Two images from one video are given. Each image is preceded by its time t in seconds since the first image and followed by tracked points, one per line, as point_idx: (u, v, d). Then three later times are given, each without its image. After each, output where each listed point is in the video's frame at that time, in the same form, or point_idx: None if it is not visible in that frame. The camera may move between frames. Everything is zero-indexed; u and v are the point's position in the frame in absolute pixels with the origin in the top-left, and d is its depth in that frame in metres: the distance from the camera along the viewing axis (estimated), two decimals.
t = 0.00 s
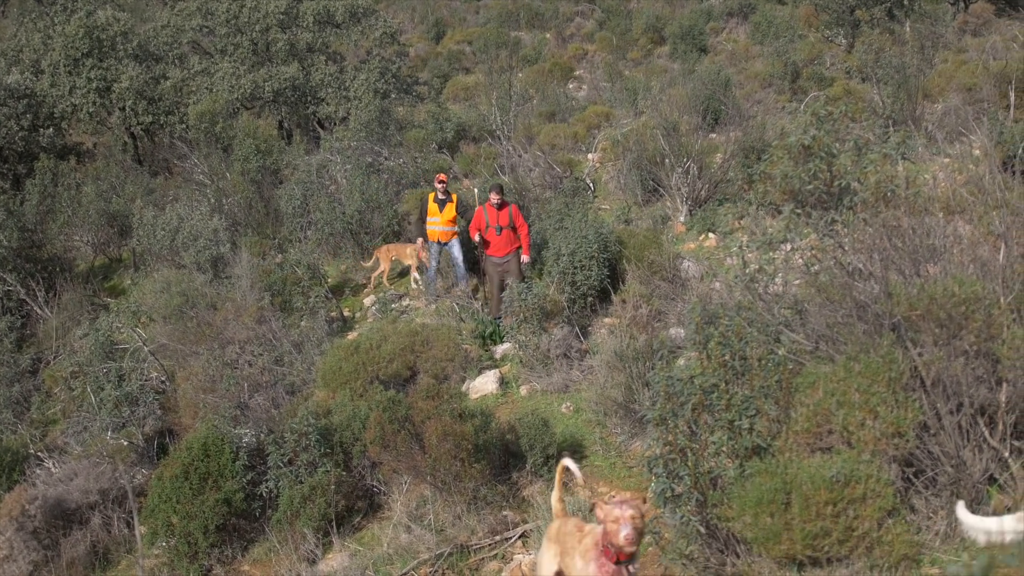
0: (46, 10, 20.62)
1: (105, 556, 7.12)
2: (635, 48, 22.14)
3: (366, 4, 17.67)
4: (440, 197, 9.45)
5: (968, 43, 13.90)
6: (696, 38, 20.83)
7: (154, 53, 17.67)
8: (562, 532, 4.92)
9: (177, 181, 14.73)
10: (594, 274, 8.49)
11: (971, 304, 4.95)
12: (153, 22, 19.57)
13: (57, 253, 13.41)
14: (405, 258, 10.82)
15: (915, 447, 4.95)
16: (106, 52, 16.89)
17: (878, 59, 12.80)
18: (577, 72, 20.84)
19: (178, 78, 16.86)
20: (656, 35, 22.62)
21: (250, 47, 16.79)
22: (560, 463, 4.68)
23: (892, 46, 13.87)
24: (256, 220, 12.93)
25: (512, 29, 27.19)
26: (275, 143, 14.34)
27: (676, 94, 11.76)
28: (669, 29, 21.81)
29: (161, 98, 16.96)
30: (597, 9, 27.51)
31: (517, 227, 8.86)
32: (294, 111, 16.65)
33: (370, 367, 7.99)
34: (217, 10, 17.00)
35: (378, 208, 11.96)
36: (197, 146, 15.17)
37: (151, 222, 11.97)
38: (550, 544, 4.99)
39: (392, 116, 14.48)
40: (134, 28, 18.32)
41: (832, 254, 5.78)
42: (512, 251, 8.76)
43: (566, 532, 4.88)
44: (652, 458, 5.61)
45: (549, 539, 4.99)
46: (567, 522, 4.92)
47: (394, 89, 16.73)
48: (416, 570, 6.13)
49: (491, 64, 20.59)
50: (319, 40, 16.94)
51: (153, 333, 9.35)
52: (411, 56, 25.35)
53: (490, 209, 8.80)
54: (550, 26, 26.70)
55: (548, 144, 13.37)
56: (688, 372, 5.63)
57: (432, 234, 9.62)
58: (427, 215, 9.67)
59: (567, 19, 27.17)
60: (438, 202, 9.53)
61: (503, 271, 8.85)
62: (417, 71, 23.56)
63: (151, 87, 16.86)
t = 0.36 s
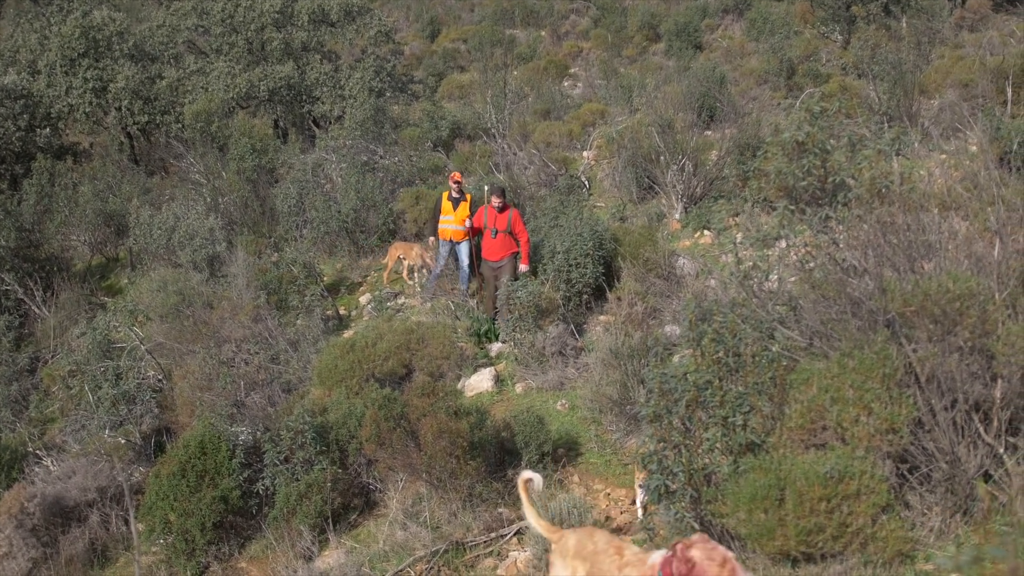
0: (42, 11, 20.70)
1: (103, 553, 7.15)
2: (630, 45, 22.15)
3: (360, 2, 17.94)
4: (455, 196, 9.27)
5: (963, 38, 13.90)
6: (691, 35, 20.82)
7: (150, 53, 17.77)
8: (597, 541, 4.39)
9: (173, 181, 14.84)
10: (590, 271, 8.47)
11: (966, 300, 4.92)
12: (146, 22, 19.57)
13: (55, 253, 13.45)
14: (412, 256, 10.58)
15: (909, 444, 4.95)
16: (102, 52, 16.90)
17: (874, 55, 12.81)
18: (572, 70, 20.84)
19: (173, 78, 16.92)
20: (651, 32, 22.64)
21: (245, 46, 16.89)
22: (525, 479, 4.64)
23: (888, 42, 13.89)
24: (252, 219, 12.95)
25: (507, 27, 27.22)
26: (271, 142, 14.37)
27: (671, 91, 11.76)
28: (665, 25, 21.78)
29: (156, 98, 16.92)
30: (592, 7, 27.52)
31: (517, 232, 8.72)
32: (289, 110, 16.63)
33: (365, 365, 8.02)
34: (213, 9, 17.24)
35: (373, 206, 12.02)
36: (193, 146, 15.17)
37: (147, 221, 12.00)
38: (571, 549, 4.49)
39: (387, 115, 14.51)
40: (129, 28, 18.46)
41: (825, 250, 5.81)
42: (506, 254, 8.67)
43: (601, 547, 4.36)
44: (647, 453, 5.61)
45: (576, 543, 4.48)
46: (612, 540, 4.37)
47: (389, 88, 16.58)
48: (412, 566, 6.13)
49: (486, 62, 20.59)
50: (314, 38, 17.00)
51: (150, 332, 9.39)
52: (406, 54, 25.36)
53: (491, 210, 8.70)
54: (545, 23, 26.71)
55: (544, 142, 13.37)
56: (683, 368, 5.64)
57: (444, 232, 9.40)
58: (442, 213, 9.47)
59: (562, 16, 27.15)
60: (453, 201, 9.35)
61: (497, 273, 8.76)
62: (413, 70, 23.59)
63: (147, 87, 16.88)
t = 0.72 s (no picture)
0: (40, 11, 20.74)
1: (103, 550, 7.19)
2: (628, 42, 22.15)
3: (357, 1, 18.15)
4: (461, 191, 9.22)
5: (962, 32, 13.87)
6: (689, 31, 20.81)
7: (147, 52, 17.82)
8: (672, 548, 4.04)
9: (171, 180, 14.87)
10: (587, 268, 8.51)
11: (959, 295, 4.92)
12: (143, 21, 19.64)
13: (54, 251, 13.50)
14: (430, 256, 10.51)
15: (903, 438, 4.96)
16: (100, 51, 16.89)
17: (871, 50, 12.81)
18: (569, 66, 20.84)
19: (172, 76, 17.03)
20: (648, 28, 22.64)
21: (243, 44, 16.90)
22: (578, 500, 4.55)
23: (885, 37, 13.90)
24: (250, 217, 12.98)
25: (504, 24, 27.22)
26: (268, 140, 14.40)
27: (668, 88, 11.77)
28: (663, 21, 21.77)
29: (154, 97, 16.98)
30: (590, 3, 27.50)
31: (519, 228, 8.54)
32: (287, 108, 16.62)
33: (363, 362, 8.07)
34: (212, 7, 17.24)
35: (371, 204, 12.06)
36: (191, 145, 15.27)
37: (145, 220, 12.06)
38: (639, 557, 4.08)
39: (385, 112, 14.53)
40: (128, 27, 18.59)
41: (819, 245, 5.82)
42: (508, 252, 8.49)
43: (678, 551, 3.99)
44: (642, 449, 5.64)
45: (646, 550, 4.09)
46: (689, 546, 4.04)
47: (386, 84, 16.63)
48: (410, 562, 6.17)
49: (484, 58, 20.58)
50: (311, 36, 17.09)
51: (149, 330, 9.44)
52: (404, 52, 25.38)
53: (494, 206, 8.50)
54: (542, 19, 26.71)
55: (541, 139, 13.37)
56: (678, 363, 5.64)
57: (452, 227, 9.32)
58: (449, 209, 9.42)
59: (559, 12, 27.13)
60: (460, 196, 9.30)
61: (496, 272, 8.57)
62: (410, 68, 23.60)
63: (145, 86, 16.92)
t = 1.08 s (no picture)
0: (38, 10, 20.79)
1: (104, 546, 7.24)
2: (626, 37, 22.17)
3: None
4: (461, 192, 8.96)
5: (960, 26, 13.85)
6: (687, 26, 20.80)
7: (146, 50, 17.94)
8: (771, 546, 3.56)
9: (170, 178, 14.90)
10: (584, 264, 8.56)
11: (953, 288, 4.97)
12: (141, 19, 19.73)
13: (54, 250, 13.57)
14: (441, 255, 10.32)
15: (898, 431, 4.99)
16: (99, 50, 16.99)
17: (869, 44, 12.82)
18: (568, 62, 20.87)
19: (169, 74, 17.08)
20: (647, 23, 22.62)
21: (241, 42, 16.94)
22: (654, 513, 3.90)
23: (883, 32, 13.93)
24: (249, 215, 13.02)
25: (502, 20, 27.25)
26: (267, 138, 14.43)
27: (666, 83, 11.78)
28: (661, 17, 21.78)
29: (153, 95, 17.00)
30: None
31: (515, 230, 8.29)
32: (286, 105, 16.61)
33: (362, 358, 8.13)
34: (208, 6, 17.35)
35: (369, 201, 12.10)
36: (190, 143, 15.39)
37: (145, 218, 12.11)
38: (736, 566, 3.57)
39: (383, 109, 14.55)
40: (126, 25, 18.59)
41: (814, 240, 5.87)
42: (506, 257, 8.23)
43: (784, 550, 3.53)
44: (639, 442, 5.75)
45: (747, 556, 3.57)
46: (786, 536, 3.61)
47: (385, 82, 16.68)
48: (409, 557, 6.24)
49: (482, 55, 20.62)
50: (308, 33, 17.11)
51: (149, 328, 9.49)
52: (402, 49, 25.45)
53: (490, 208, 8.18)
54: (540, 16, 26.74)
55: (538, 135, 13.37)
56: (673, 358, 5.70)
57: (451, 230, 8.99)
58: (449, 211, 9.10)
59: (557, 9, 27.16)
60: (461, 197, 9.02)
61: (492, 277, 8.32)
62: (409, 65, 23.64)
63: (143, 84, 16.96)
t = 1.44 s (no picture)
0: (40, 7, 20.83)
1: (106, 539, 7.30)
2: (626, 34, 22.21)
3: None
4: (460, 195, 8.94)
5: (961, 22, 13.85)
6: (688, 23, 20.80)
7: (147, 48, 17.83)
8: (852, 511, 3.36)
9: (171, 174, 14.94)
10: (584, 261, 8.59)
11: (952, 283, 5.01)
12: (143, 18, 19.83)
13: (55, 246, 13.69)
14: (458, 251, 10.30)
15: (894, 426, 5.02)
16: (100, 47, 17.04)
17: (870, 41, 12.83)
18: (568, 59, 20.90)
19: (171, 72, 17.12)
20: (647, 20, 22.65)
21: (242, 39, 16.97)
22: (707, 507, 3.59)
23: (884, 28, 13.94)
24: (250, 212, 13.08)
25: (503, 17, 27.27)
26: (268, 134, 14.46)
27: (666, 80, 11.82)
28: (662, 14, 21.80)
29: (154, 93, 17.16)
30: None
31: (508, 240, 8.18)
32: (286, 103, 16.68)
33: (362, 354, 8.18)
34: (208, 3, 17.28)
35: (369, 198, 12.15)
36: (191, 140, 15.56)
37: (146, 214, 12.15)
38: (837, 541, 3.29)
39: (383, 106, 14.56)
40: (128, 22, 18.41)
41: (813, 236, 5.89)
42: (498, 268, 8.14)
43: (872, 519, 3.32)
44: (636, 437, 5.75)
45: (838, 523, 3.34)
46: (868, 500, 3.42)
47: (386, 79, 16.72)
48: (408, 552, 6.27)
49: (483, 51, 20.66)
50: (308, 31, 17.13)
51: (150, 324, 9.54)
52: (402, 46, 25.50)
53: (481, 219, 8.11)
54: (541, 13, 26.79)
55: (538, 132, 13.39)
56: (671, 353, 5.67)
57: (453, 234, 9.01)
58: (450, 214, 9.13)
59: (557, 6, 27.20)
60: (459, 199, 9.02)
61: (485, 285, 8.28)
62: (409, 62, 23.68)
63: (144, 82, 17.05)
